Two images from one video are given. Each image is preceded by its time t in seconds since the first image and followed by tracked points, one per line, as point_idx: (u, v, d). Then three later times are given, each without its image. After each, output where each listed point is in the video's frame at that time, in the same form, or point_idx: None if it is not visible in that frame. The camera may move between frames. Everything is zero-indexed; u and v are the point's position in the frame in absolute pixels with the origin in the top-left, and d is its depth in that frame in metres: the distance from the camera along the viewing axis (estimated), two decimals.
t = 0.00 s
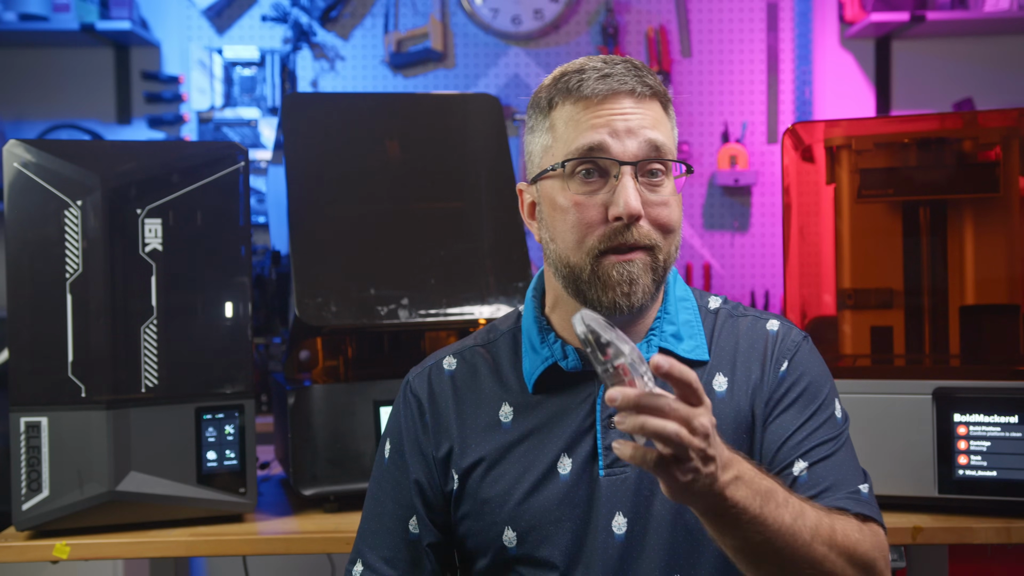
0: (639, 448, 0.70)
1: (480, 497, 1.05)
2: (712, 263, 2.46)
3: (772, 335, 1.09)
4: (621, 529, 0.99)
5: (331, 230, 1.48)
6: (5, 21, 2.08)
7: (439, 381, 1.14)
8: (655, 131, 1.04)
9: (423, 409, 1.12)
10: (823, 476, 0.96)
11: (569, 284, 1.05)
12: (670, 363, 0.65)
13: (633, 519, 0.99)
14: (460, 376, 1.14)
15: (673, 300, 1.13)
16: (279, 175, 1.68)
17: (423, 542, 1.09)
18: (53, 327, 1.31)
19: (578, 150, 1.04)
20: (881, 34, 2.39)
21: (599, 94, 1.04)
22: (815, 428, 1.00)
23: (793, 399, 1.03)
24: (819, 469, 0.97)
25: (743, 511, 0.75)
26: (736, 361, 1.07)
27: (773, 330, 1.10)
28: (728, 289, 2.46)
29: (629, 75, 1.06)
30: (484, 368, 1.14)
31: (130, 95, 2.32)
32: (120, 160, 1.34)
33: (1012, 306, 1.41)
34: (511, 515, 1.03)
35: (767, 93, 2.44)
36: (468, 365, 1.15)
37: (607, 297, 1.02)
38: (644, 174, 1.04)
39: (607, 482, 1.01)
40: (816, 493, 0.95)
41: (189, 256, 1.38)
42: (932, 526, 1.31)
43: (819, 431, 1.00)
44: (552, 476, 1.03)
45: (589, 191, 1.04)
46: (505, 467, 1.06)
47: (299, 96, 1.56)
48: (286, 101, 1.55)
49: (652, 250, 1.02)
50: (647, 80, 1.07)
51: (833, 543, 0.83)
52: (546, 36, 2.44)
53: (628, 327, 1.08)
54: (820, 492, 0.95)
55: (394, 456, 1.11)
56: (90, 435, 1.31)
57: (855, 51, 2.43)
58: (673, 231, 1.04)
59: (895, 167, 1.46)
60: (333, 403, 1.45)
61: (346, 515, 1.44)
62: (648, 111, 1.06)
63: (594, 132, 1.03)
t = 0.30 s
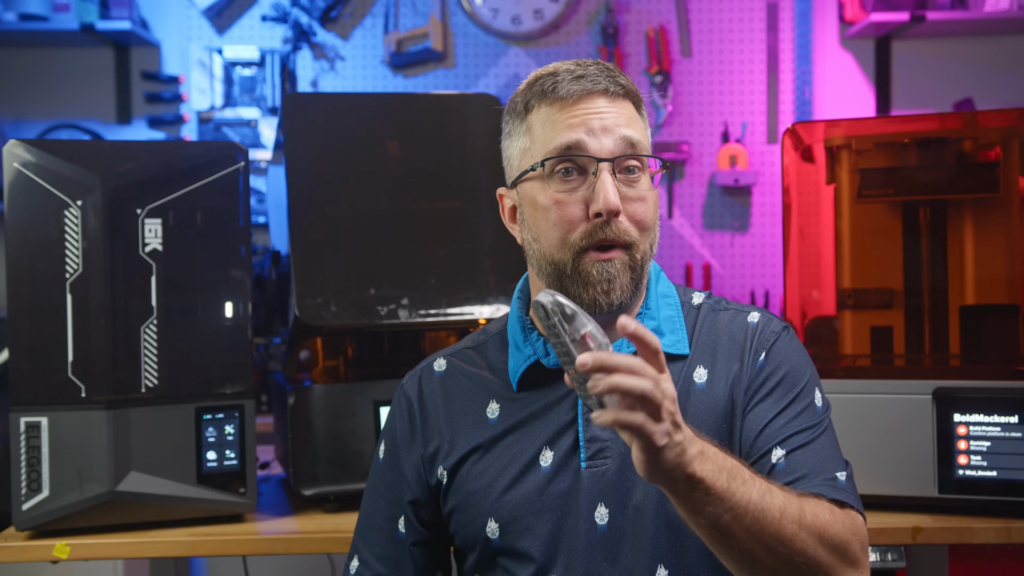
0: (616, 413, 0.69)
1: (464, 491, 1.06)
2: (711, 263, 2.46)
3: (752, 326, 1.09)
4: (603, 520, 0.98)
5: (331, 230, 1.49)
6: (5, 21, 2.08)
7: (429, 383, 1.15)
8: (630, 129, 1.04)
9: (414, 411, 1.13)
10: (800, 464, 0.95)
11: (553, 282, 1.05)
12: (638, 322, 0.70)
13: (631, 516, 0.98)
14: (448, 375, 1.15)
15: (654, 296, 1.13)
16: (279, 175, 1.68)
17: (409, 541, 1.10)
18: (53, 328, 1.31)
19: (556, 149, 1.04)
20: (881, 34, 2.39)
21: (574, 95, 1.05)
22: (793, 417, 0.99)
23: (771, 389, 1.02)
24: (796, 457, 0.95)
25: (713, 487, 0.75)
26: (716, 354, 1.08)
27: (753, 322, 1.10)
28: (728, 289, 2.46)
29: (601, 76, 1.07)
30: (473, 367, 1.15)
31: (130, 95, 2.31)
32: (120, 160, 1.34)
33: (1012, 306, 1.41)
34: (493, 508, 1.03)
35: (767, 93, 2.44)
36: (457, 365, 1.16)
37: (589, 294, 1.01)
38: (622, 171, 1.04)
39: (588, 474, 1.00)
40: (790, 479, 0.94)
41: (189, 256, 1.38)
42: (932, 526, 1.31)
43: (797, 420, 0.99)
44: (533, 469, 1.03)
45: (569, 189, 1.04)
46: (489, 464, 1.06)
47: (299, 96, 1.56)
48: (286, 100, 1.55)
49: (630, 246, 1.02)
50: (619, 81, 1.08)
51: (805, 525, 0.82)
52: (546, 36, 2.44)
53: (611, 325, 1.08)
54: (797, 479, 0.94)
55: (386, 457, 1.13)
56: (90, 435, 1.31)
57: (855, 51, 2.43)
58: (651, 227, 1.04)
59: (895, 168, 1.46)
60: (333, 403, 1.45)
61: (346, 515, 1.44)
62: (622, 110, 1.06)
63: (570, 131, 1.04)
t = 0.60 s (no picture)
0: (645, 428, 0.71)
1: (470, 493, 1.06)
2: (712, 263, 2.46)
3: (758, 326, 1.10)
4: (612, 520, 0.98)
5: (331, 230, 1.49)
6: (5, 21, 2.08)
7: (432, 383, 1.15)
8: (632, 129, 1.04)
9: (416, 411, 1.13)
10: (818, 464, 0.96)
11: (552, 285, 1.06)
12: (660, 336, 0.71)
13: (631, 513, 0.98)
14: (452, 377, 1.15)
15: (658, 294, 1.13)
16: (279, 175, 1.68)
17: (411, 542, 1.10)
18: (53, 327, 1.31)
19: (557, 149, 1.04)
20: (881, 34, 2.39)
21: (576, 95, 1.05)
22: (807, 417, 1.01)
23: (783, 390, 1.03)
24: (814, 456, 0.97)
25: (740, 494, 0.77)
26: (724, 354, 1.08)
27: (759, 322, 1.10)
28: (728, 289, 2.46)
29: (603, 76, 1.06)
30: (477, 369, 1.15)
31: (130, 95, 2.32)
32: (120, 160, 1.34)
33: (1012, 306, 1.41)
34: (500, 508, 1.03)
35: (767, 93, 2.44)
36: (461, 367, 1.16)
37: (590, 298, 1.01)
38: (624, 172, 1.03)
39: (595, 474, 1.00)
40: (811, 479, 0.95)
41: (189, 256, 1.38)
42: (932, 526, 1.31)
43: (811, 420, 1.00)
44: (541, 470, 1.04)
45: (569, 190, 1.04)
46: (495, 465, 1.06)
47: (299, 96, 1.56)
48: (286, 100, 1.55)
49: (632, 248, 1.02)
50: (622, 81, 1.07)
51: (832, 528, 0.83)
52: (546, 36, 2.44)
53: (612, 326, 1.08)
54: (817, 478, 0.95)
55: (388, 457, 1.13)
56: (90, 435, 1.31)
57: (855, 51, 2.43)
58: (653, 228, 1.04)
59: (895, 168, 1.46)
60: (333, 403, 1.45)
61: (346, 515, 1.44)
62: (624, 110, 1.06)
63: (571, 132, 1.04)
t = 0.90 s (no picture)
0: (633, 452, 0.74)
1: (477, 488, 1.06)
2: (711, 263, 2.46)
3: (764, 332, 1.11)
4: (614, 523, 1.00)
5: (331, 230, 1.49)
6: (5, 21, 2.08)
7: (438, 373, 1.15)
8: (644, 128, 1.05)
9: (422, 400, 1.13)
10: (824, 473, 0.98)
11: (561, 279, 1.06)
12: (656, 373, 0.68)
13: (636, 516, 1.00)
14: (459, 368, 1.15)
15: (665, 298, 1.14)
16: (279, 175, 1.68)
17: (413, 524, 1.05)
18: (53, 327, 1.31)
19: (569, 145, 1.04)
20: (881, 34, 2.39)
21: (589, 92, 1.05)
22: (812, 425, 1.02)
23: (788, 397, 1.05)
24: (819, 465, 0.99)
25: (746, 506, 0.79)
26: (730, 360, 1.08)
27: (765, 327, 1.11)
28: (728, 289, 2.46)
29: (617, 74, 1.07)
30: (484, 362, 1.15)
31: (130, 95, 2.31)
32: (120, 160, 1.34)
33: (1012, 306, 1.41)
34: (509, 506, 1.03)
35: (768, 93, 2.44)
36: (468, 358, 1.16)
37: (600, 294, 1.02)
38: (635, 170, 1.04)
39: (600, 476, 1.02)
40: (817, 489, 0.97)
41: (189, 256, 1.38)
42: (932, 526, 1.31)
43: (816, 428, 1.02)
44: (547, 470, 1.04)
45: (581, 186, 1.04)
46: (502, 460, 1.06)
47: (299, 96, 1.56)
48: (286, 101, 1.55)
49: (642, 246, 1.02)
50: (634, 79, 1.08)
51: (838, 542, 0.87)
52: (546, 36, 2.44)
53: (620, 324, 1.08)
54: (822, 488, 0.97)
55: (392, 441, 1.11)
56: (90, 435, 1.31)
57: (855, 51, 2.43)
58: (663, 227, 1.05)
59: (895, 167, 1.46)
60: (333, 403, 1.45)
61: (346, 515, 1.44)
62: (636, 109, 1.07)
63: (583, 128, 1.04)
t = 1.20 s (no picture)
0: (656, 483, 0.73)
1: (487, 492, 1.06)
2: (711, 263, 2.46)
3: (776, 335, 1.11)
4: (625, 528, 1.01)
5: (331, 231, 1.49)
6: (5, 21, 2.08)
7: (443, 379, 1.15)
8: (658, 127, 1.05)
9: (428, 406, 1.13)
10: (840, 480, 0.99)
11: (571, 278, 1.05)
12: (679, 404, 0.69)
13: (644, 521, 1.01)
14: (463, 373, 1.15)
15: (674, 301, 1.13)
16: (279, 175, 1.68)
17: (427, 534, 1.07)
18: (53, 327, 1.31)
19: (583, 143, 1.04)
20: (881, 34, 2.39)
21: (604, 90, 1.05)
22: (826, 431, 1.03)
23: (802, 402, 1.05)
24: (835, 473, 0.99)
25: (766, 524, 0.79)
26: (743, 364, 1.08)
27: (776, 331, 1.12)
28: (728, 289, 2.46)
29: (632, 73, 1.08)
30: (488, 365, 1.15)
31: (130, 95, 2.32)
32: (120, 160, 1.34)
33: (1011, 306, 1.41)
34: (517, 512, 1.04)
35: (768, 93, 2.44)
36: (472, 363, 1.16)
37: (610, 294, 1.01)
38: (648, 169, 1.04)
39: (610, 481, 1.02)
40: (833, 497, 0.98)
41: (189, 256, 1.38)
42: (931, 526, 1.31)
43: (831, 434, 1.03)
44: (556, 475, 1.04)
45: (593, 185, 1.04)
46: (509, 465, 1.06)
47: (299, 97, 1.56)
48: (286, 101, 1.56)
49: (653, 247, 1.02)
50: (650, 79, 1.09)
51: (855, 555, 0.88)
52: (546, 35, 2.44)
53: (629, 326, 1.08)
54: (838, 495, 0.98)
55: (399, 449, 1.12)
56: (90, 435, 1.31)
57: (855, 51, 2.43)
58: (675, 229, 1.05)
59: (895, 168, 1.46)
60: (333, 403, 1.45)
61: (346, 516, 1.44)
62: (650, 109, 1.07)
63: (597, 126, 1.04)
